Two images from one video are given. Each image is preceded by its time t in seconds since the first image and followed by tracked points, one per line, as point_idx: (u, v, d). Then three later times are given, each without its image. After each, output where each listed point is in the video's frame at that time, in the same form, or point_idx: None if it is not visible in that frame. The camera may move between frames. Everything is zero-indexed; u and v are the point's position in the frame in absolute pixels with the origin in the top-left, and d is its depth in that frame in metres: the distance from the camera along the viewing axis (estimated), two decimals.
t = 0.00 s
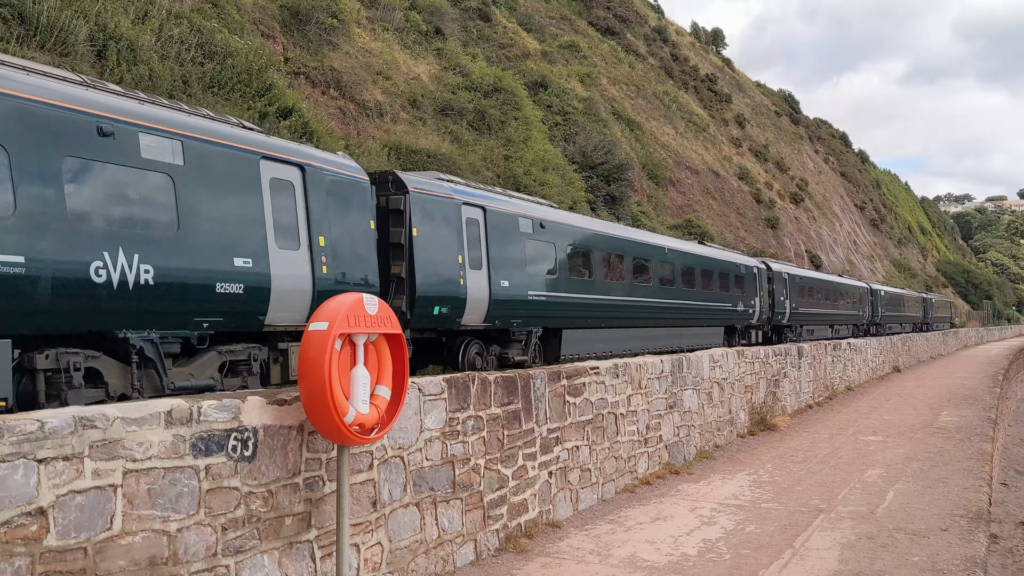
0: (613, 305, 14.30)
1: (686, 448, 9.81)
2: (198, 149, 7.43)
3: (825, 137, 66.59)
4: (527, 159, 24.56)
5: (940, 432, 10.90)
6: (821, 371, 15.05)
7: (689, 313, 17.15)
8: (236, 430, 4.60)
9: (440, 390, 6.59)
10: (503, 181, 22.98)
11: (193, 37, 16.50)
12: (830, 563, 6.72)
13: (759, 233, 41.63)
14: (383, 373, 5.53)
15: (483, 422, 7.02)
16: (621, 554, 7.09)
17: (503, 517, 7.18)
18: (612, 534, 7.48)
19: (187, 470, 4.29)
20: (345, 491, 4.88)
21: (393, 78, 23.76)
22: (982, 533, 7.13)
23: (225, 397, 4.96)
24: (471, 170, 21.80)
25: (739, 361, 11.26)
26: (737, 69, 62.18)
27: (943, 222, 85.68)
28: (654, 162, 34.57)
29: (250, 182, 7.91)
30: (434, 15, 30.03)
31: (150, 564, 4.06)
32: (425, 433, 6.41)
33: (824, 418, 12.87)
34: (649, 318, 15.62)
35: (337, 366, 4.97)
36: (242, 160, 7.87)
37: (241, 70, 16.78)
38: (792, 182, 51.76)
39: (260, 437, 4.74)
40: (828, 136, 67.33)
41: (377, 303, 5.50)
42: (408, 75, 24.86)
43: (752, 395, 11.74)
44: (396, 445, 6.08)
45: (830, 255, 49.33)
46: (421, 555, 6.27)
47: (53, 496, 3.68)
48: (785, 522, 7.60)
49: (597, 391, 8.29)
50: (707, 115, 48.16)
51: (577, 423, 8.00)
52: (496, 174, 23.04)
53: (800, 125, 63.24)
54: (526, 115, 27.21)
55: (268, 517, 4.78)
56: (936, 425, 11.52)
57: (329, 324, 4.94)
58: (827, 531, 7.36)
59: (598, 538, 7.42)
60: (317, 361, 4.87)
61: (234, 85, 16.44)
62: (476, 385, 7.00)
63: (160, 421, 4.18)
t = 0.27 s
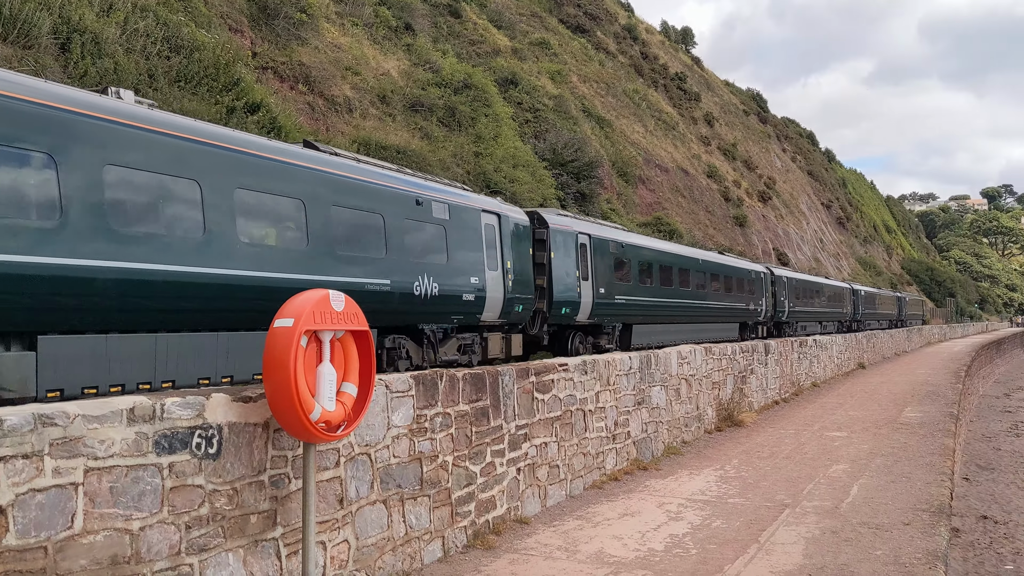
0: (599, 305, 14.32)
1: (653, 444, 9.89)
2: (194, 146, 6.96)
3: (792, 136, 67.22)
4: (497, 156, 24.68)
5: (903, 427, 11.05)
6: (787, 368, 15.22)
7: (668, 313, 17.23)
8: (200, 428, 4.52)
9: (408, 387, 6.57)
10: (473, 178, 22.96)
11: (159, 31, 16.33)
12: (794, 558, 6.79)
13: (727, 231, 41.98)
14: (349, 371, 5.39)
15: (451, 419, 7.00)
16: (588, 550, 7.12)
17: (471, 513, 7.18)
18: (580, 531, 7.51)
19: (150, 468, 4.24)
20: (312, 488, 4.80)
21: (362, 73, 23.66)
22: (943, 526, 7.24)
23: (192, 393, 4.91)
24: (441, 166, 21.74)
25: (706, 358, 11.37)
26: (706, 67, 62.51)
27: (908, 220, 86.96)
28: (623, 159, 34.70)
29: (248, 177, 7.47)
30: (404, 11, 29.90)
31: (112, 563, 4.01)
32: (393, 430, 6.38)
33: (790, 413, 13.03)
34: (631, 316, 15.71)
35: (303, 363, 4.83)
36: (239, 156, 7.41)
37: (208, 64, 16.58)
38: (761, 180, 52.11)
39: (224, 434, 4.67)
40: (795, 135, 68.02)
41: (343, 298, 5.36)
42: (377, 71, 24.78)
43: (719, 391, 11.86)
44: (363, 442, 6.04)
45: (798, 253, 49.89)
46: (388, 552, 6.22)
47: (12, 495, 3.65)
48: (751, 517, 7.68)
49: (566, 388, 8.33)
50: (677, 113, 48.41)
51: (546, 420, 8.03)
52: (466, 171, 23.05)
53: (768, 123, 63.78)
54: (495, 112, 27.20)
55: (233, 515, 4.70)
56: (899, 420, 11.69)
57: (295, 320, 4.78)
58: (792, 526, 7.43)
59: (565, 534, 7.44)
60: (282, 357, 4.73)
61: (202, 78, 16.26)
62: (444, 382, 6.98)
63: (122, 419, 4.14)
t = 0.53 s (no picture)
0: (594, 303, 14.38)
1: (627, 440, 9.94)
2: (182, 145, 6.76)
3: (766, 134, 67.73)
4: (472, 152, 24.68)
5: (874, 422, 11.17)
6: (760, 364, 15.34)
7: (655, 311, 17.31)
8: (170, 425, 4.48)
9: (381, 384, 6.53)
10: (448, 174, 22.94)
11: (130, 25, 16.16)
12: (767, 552, 6.84)
13: (702, 228, 42.26)
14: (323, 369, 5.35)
15: (425, 416, 6.98)
16: (563, 546, 7.14)
17: (445, 510, 7.16)
18: (554, 527, 7.54)
19: (119, 466, 4.19)
20: (283, 485, 4.77)
21: (336, 69, 23.59)
22: (913, 520, 7.33)
23: (161, 391, 4.85)
24: (416, 163, 21.67)
25: (681, 354, 11.46)
26: (680, 65, 62.71)
27: (879, 217, 87.93)
28: (598, 156, 34.78)
29: (238, 176, 7.28)
30: (378, 7, 29.75)
31: (80, 562, 3.97)
32: (366, 427, 6.34)
33: (764, 409, 13.16)
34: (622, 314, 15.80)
35: (275, 360, 4.79)
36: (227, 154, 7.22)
37: (180, 59, 16.52)
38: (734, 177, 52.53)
39: (195, 432, 4.62)
40: (768, 133, 68.47)
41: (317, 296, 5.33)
42: (352, 67, 24.68)
43: (693, 388, 11.95)
44: (336, 439, 5.99)
45: (771, 250, 50.38)
46: (362, 550, 6.18)
47: None
48: (724, 513, 7.73)
49: (540, 385, 8.35)
50: (651, 110, 48.62)
51: (520, 416, 8.04)
52: (441, 167, 23.01)
53: (741, 121, 64.14)
54: (470, 108, 27.16)
55: (204, 514, 4.66)
56: (869, 415, 11.83)
57: (266, 317, 4.76)
58: (764, 521, 7.49)
59: (540, 531, 7.46)
60: (254, 354, 4.68)
61: (172, 73, 16.18)
62: (417, 379, 6.95)
63: (90, 417, 4.08)
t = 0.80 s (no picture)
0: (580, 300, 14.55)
1: (604, 437, 9.99)
2: (166, 145, 6.76)
3: (742, 132, 68.15)
4: (449, 150, 24.64)
5: (848, 420, 11.27)
6: (736, 361, 15.45)
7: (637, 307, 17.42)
8: (142, 424, 4.44)
9: (357, 382, 6.49)
10: (425, 172, 22.92)
11: (103, 20, 16.02)
12: (741, 549, 6.88)
13: (679, 226, 42.48)
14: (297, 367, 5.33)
15: (400, 414, 6.95)
16: (538, 544, 7.16)
17: (421, 509, 7.15)
18: (530, 524, 7.56)
19: (90, 466, 4.15)
20: (257, 484, 4.75)
21: (311, 66, 23.49)
22: (885, 516, 7.39)
23: (131, 389, 4.79)
24: (392, 160, 21.59)
25: (657, 352, 11.53)
26: (657, 63, 62.91)
27: (853, 216, 88.72)
28: (575, 154, 34.83)
29: (223, 175, 7.27)
30: (355, 4, 29.62)
31: (50, 563, 3.92)
32: (341, 425, 6.29)
33: (739, 406, 13.27)
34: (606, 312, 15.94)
35: (248, 359, 4.74)
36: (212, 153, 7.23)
37: (154, 55, 16.41)
38: (710, 176, 52.94)
39: (168, 431, 4.59)
40: (743, 131, 68.81)
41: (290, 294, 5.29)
42: (328, 63, 24.56)
43: (670, 385, 12.02)
44: (311, 438, 5.94)
45: (747, 248, 50.80)
46: (337, 549, 6.15)
47: None
48: (699, 510, 7.77)
49: (517, 382, 8.37)
50: (628, 109, 48.78)
51: (496, 415, 8.06)
52: (417, 165, 22.97)
53: (717, 120, 64.46)
54: (448, 106, 27.13)
55: (176, 513, 4.64)
56: (842, 412, 11.96)
57: (240, 315, 4.72)
58: (739, 517, 7.54)
59: (516, 529, 7.47)
60: (227, 353, 4.64)
61: (146, 69, 16.07)
62: (393, 377, 6.93)
63: (61, 416, 4.03)
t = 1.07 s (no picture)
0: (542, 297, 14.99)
1: (582, 435, 10.03)
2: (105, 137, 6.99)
3: (719, 132, 68.49)
4: (428, 148, 24.59)
5: (823, 417, 11.38)
6: (713, 360, 15.55)
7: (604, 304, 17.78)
8: (116, 423, 4.40)
9: (334, 381, 6.44)
10: (403, 170, 22.89)
11: (78, 16, 15.89)
12: (718, 546, 6.92)
13: (657, 225, 42.64)
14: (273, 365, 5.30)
15: (377, 413, 6.93)
16: (516, 542, 7.17)
17: (398, 508, 7.14)
18: (508, 522, 7.57)
19: (63, 466, 4.11)
20: (232, 484, 4.72)
21: (289, 62, 23.36)
22: (860, 512, 7.46)
23: (105, 388, 4.74)
24: (371, 158, 21.54)
25: (635, 350, 11.59)
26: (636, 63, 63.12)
27: (830, 215, 89.47)
28: (555, 153, 34.88)
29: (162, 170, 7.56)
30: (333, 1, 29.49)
31: (22, 564, 3.89)
32: (318, 424, 6.24)
33: (716, 404, 13.37)
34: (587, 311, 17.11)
35: (223, 356, 4.71)
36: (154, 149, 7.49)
37: (129, 51, 16.26)
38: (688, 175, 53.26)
39: (142, 430, 4.55)
40: (721, 131, 69.19)
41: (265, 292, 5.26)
42: (306, 60, 24.43)
43: (648, 383, 12.09)
44: (288, 436, 5.89)
45: (724, 247, 51.16)
46: (313, 548, 6.11)
47: None
48: (676, 507, 7.81)
49: (495, 380, 8.39)
50: (607, 108, 48.86)
51: (474, 413, 8.07)
52: (396, 163, 22.91)
53: (695, 119, 64.75)
54: (426, 104, 27.10)
55: (151, 513, 4.60)
56: (818, 409, 12.06)
57: (215, 313, 4.68)
58: (716, 514, 7.58)
59: (494, 527, 7.48)
60: (202, 352, 4.59)
61: (121, 65, 15.94)
62: (370, 375, 6.89)
63: (33, 415, 4.00)
